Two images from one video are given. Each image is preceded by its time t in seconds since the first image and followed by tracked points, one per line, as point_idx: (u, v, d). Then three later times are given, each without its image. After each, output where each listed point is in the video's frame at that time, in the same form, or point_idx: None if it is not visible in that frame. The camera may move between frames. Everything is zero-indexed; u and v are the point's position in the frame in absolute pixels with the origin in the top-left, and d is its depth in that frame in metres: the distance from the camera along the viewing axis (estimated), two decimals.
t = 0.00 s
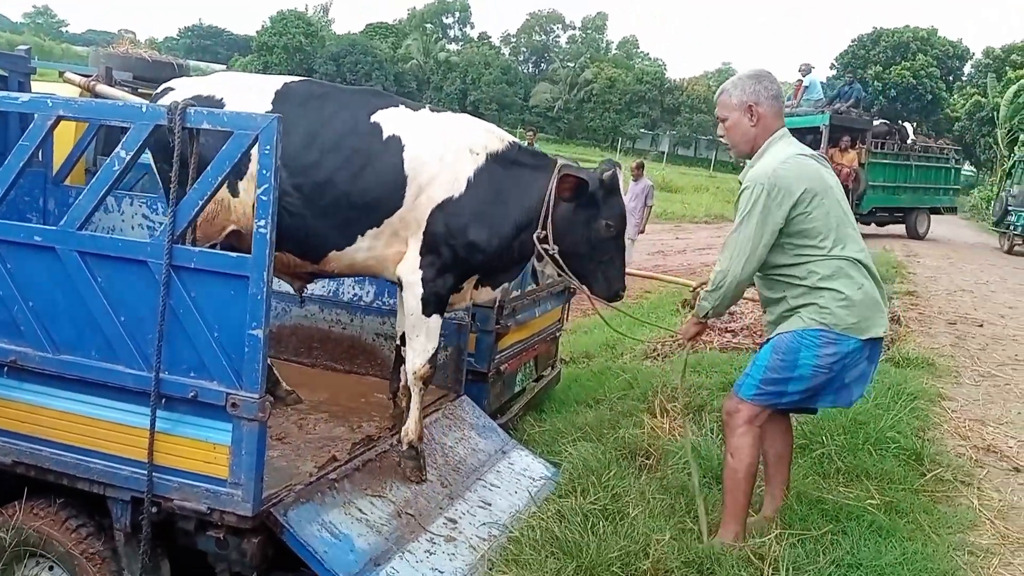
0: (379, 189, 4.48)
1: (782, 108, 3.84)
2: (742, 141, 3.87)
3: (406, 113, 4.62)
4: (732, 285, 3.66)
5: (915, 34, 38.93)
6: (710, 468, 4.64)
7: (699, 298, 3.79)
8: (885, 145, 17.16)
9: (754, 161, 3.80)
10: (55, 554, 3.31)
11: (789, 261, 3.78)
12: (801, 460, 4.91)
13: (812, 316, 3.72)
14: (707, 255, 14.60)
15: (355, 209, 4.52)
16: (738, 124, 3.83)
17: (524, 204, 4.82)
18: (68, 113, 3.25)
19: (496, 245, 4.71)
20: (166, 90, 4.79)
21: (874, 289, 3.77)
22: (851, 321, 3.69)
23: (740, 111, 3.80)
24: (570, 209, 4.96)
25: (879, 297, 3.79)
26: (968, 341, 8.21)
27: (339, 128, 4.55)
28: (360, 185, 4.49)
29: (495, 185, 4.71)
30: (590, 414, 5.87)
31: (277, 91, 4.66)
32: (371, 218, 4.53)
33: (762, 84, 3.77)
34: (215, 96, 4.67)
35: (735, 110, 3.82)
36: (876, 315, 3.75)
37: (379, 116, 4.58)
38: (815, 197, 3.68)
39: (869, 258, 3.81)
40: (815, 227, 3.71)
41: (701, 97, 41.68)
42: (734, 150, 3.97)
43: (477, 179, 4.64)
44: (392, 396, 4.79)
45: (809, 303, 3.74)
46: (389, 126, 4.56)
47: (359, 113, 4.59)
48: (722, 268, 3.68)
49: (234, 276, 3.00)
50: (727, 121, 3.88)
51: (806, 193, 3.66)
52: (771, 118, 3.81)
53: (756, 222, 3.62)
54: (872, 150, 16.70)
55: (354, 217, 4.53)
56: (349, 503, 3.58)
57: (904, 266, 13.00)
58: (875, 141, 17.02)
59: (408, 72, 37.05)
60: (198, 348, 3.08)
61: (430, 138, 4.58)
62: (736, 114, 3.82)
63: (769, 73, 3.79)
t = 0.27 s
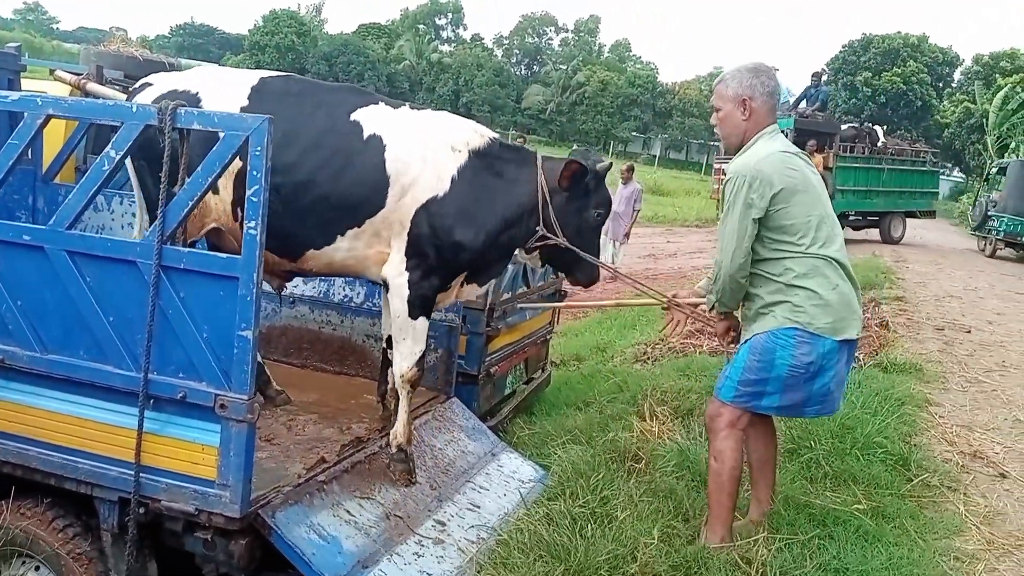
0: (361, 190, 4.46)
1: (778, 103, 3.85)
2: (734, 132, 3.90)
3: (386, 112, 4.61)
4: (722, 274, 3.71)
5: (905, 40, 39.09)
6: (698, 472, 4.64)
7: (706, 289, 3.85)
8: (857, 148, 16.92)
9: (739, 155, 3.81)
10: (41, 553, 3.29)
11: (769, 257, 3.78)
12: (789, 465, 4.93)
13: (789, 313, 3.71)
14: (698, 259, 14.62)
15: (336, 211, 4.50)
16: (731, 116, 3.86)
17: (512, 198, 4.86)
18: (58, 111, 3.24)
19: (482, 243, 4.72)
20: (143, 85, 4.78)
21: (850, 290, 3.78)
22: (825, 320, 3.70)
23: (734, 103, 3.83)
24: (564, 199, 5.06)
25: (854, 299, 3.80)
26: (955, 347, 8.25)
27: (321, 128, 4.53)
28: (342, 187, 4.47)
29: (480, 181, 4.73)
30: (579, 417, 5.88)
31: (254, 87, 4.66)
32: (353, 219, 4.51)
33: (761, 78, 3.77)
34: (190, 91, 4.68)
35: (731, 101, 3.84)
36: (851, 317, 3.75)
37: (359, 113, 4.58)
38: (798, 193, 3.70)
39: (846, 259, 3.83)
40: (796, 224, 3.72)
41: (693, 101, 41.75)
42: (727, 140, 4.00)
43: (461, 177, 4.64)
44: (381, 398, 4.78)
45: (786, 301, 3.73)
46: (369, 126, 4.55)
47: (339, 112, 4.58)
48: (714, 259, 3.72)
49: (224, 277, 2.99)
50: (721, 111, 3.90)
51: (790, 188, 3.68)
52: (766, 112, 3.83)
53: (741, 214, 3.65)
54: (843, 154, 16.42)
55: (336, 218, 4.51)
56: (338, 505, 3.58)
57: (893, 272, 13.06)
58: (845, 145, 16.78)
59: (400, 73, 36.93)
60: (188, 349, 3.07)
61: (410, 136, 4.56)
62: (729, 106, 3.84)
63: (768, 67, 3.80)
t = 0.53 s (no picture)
0: (345, 196, 4.48)
1: (754, 123, 3.91)
2: (713, 153, 3.95)
3: (371, 119, 4.62)
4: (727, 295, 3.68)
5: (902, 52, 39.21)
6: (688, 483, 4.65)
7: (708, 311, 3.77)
8: (832, 156, 16.78)
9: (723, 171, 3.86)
10: (29, 560, 3.28)
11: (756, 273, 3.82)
12: (780, 477, 4.94)
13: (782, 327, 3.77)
14: (694, 268, 14.62)
15: (321, 218, 4.52)
16: (709, 137, 3.91)
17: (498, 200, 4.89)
18: (53, 117, 3.24)
19: (467, 250, 4.73)
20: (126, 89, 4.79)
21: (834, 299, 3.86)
22: (817, 330, 3.76)
23: (712, 125, 3.88)
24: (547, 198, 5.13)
25: (839, 307, 3.89)
26: (948, 360, 8.26)
27: (308, 135, 4.55)
28: (327, 193, 4.48)
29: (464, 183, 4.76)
30: (572, 426, 5.88)
31: (240, 93, 4.67)
32: (337, 225, 4.53)
33: (738, 99, 3.84)
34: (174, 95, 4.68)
35: (709, 122, 3.90)
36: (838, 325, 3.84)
37: (344, 122, 4.59)
38: (781, 208, 3.77)
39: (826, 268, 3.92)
40: (781, 237, 3.78)
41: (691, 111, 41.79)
42: (708, 161, 4.05)
43: (445, 181, 4.66)
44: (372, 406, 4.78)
45: (778, 315, 3.78)
46: (354, 133, 4.56)
47: (324, 120, 4.59)
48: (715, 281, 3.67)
49: (216, 284, 2.99)
50: (699, 133, 3.96)
51: (773, 203, 3.74)
52: (744, 131, 3.88)
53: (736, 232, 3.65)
54: (818, 163, 16.30)
55: (320, 224, 4.53)
56: (328, 514, 3.57)
57: (888, 283, 13.09)
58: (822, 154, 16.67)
59: (399, 80, 36.84)
60: (179, 356, 3.07)
61: (395, 143, 4.57)
62: (708, 128, 3.90)
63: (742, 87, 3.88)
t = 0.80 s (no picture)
0: (329, 189, 4.50)
1: (723, 138, 3.94)
2: (680, 167, 3.97)
3: (356, 115, 4.63)
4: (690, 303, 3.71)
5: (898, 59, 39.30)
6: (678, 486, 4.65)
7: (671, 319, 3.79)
8: (804, 161, 16.67)
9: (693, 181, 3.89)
10: (17, 557, 3.26)
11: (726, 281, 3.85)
12: (771, 482, 4.95)
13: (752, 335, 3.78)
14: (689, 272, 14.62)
15: (302, 209, 4.53)
16: (676, 150, 3.93)
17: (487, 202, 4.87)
18: (46, 113, 3.23)
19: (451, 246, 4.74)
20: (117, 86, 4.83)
21: (811, 309, 3.84)
22: (789, 339, 3.76)
23: (680, 138, 3.90)
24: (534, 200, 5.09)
25: (817, 317, 3.86)
26: (940, 366, 8.28)
27: (294, 130, 4.56)
28: (310, 186, 4.51)
29: (454, 181, 4.76)
30: (564, 428, 5.87)
31: (228, 87, 4.69)
32: (322, 218, 4.54)
33: (706, 114, 3.87)
34: (163, 92, 4.72)
35: (676, 136, 3.92)
36: (814, 335, 3.82)
37: (330, 117, 4.60)
38: (749, 216, 3.79)
39: (803, 278, 3.90)
40: (750, 245, 3.80)
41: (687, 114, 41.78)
42: (675, 175, 4.06)
43: (432, 180, 4.66)
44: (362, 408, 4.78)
45: (749, 322, 3.79)
46: (339, 128, 4.57)
47: (310, 114, 4.60)
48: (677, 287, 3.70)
49: (207, 283, 2.98)
50: (667, 146, 3.98)
51: (740, 211, 3.77)
52: (712, 145, 3.91)
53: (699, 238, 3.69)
54: (789, 167, 16.20)
55: (302, 217, 4.54)
56: (318, 514, 3.56)
57: (881, 289, 13.11)
58: (794, 158, 16.59)
59: (396, 79, 36.69)
60: (169, 354, 3.06)
61: (380, 139, 4.58)
62: (675, 141, 3.92)
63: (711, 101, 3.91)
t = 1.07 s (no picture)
0: (344, 196, 4.50)
1: (736, 155, 4.04)
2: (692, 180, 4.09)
3: (368, 124, 4.64)
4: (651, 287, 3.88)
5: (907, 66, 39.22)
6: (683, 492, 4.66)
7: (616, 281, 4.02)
8: (791, 168, 16.47)
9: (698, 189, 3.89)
10: (25, 563, 3.26)
11: (721, 289, 3.87)
12: (778, 491, 4.95)
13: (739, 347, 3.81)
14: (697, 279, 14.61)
15: (318, 217, 4.53)
16: (689, 162, 4.06)
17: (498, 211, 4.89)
18: (56, 120, 3.26)
19: (465, 252, 4.77)
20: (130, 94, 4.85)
21: (801, 329, 3.86)
22: (774, 356, 3.78)
23: (693, 150, 4.04)
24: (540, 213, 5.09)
25: (806, 339, 3.87)
26: (949, 375, 8.25)
27: (308, 137, 4.56)
28: (325, 194, 4.50)
29: (467, 189, 4.79)
30: (570, 436, 5.87)
31: (242, 99, 4.69)
32: (336, 226, 4.53)
33: (720, 128, 4.00)
34: (177, 100, 4.73)
35: (690, 148, 4.06)
36: (800, 356, 3.84)
37: (344, 125, 4.60)
38: (749, 230, 3.82)
39: (798, 298, 3.92)
40: (749, 258, 3.81)
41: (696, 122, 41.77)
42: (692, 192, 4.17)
43: (446, 187, 4.69)
44: (371, 414, 4.77)
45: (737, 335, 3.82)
46: (352, 136, 4.58)
47: (323, 122, 4.61)
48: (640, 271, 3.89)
49: (215, 290, 3.00)
50: (683, 160, 4.12)
51: (742, 221, 3.81)
52: (724, 160, 4.01)
53: (689, 238, 3.77)
54: (774, 173, 16.04)
55: (318, 225, 4.53)
56: (324, 520, 3.57)
57: (890, 297, 13.07)
58: (780, 164, 16.41)
59: (405, 85, 36.83)
60: (177, 361, 3.07)
61: (395, 149, 4.60)
62: (689, 153, 4.06)
63: (728, 119, 4.04)
